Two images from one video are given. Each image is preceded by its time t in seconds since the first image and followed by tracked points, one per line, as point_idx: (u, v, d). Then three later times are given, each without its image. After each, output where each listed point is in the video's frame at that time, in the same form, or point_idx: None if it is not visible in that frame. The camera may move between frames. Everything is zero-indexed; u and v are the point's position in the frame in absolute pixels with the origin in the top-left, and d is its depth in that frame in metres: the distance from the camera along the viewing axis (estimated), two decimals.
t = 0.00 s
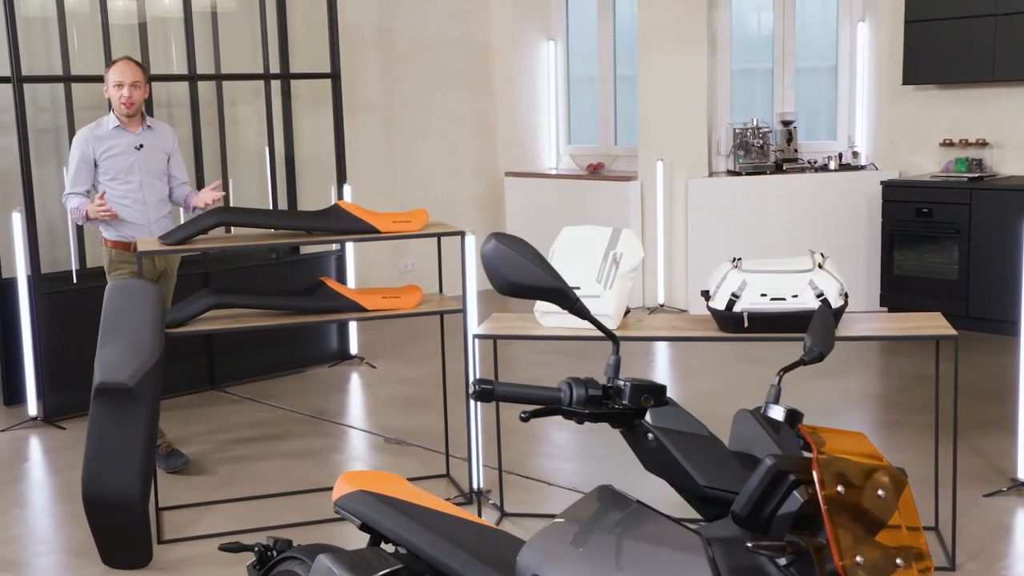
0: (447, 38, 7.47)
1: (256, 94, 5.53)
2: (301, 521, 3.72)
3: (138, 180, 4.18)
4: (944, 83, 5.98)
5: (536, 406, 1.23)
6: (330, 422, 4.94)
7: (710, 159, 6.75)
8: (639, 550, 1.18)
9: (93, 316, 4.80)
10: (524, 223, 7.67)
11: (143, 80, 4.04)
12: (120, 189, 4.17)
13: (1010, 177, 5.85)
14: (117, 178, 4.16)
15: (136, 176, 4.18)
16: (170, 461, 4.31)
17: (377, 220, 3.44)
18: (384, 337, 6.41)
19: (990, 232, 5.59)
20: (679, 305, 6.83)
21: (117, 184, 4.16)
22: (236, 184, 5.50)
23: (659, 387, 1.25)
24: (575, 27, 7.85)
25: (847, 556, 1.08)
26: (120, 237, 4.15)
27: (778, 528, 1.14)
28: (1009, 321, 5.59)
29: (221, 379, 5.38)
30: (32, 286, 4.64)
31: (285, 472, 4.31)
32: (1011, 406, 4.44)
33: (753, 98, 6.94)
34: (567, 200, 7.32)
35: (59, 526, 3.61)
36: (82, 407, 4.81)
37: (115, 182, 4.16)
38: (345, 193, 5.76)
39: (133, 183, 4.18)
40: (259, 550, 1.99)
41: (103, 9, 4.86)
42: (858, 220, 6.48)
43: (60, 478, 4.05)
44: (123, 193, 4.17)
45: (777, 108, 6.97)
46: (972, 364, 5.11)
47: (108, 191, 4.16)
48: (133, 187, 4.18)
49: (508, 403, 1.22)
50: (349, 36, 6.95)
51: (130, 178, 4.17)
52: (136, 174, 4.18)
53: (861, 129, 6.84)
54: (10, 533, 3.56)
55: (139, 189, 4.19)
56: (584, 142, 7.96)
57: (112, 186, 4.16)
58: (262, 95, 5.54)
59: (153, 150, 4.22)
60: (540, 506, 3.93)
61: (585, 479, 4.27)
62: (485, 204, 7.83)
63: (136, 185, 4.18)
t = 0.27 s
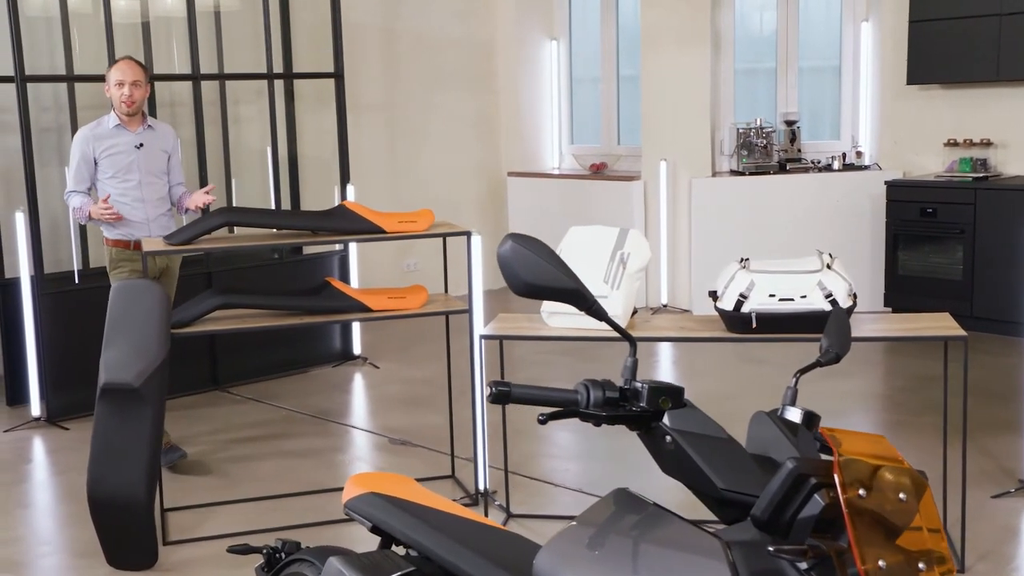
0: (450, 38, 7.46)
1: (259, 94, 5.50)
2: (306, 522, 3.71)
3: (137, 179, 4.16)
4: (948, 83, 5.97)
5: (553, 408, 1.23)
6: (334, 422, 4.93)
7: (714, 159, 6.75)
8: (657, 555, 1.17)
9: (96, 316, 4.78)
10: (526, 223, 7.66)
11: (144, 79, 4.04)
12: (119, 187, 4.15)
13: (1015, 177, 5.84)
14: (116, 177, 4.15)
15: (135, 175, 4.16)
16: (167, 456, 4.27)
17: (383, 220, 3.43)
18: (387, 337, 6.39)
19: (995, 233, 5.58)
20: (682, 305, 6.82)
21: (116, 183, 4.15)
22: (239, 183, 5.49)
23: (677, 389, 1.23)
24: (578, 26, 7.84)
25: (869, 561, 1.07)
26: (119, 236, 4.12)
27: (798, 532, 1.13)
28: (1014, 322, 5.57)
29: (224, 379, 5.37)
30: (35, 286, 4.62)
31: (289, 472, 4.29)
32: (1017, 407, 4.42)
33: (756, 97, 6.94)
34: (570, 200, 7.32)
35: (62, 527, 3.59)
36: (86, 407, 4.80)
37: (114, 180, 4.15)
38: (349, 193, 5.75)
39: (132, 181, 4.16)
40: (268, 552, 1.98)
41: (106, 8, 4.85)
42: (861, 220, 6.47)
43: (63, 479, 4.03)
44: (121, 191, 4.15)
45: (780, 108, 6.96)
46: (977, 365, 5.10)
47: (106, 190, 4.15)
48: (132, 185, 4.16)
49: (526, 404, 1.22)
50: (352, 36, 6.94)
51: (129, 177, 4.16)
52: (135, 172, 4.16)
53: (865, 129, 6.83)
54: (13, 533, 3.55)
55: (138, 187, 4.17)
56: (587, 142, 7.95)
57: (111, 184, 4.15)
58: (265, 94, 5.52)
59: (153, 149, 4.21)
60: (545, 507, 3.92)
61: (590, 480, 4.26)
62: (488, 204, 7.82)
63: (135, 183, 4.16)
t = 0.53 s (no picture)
0: (451, 38, 7.45)
1: (261, 95, 5.50)
2: (310, 524, 3.69)
3: (138, 178, 4.15)
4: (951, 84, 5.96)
5: (570, 411, 1.22)
6: (336, 424, 4.91)
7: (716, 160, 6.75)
8: (674, 561, 1.15)
9: (98, 318, 4.77)
10: (528, 224, 7.65)
11: (147, 78, 4.07)
12: (119, 186, 4.13)
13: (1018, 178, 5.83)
14: (117, 176, 4.13)
15: (136, 174, 4.15)
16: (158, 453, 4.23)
17: (387, 221, 3.40)
18: (390, 338, 6.38)
19: (999, 234, 5.57)
20: (684, 307, 6.81)
21: (117, 181, 4.13)
22: (241, 184, 5.47)
23: (694, 393, 1.22)
24: (580, 27, 7.84)
25: (890, 566, 1.05)
26: (119, 236, 4.09)
27: (819, 537, 1.12)
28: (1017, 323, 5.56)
29: (226, 381, 5.36)
30: (37, 287, 4.61)
31: (292, 474, 4.28)
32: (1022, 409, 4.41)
33: (758, 98, 6.93)
34: (572, 201, 7.30)
35: (65, 530, 3.58)
36: (88, 409, 4.78)
37: (114, 179, 4.13)
38: (351, 194, 5.74)
39: (132, 181, 4.15)
40: (275, 555, 1.96)
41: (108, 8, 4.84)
42: (864, 221, 6.46)
43: (66, 481, 4.02)
44: (121, 190, 4.13)
45: (783, 109, 6.95)
46: (981, 366, 5.09)
47: (105, 188, 4.14)
48: (132, 184, 4.15)
49: (543, 408, 1.21)
50: (353, 36, 6.93)
51: (130, 176, 4.14)
52: (136, 172, 4.15)
53: (867, 130, 6.82)
54: (16, 536, 3.53)
55: (138, 186, 4.16)
56: (589, 143, 7.94)
57: (111, 183, 4.13)
58: (267, 95, 5.51)
59: (155, 150, 4.19)
60: (550, 510, 3.90)
61: (595, 482, 4.24)
62: (490, 204, 7.80)
63: (135, 183, 4.15)
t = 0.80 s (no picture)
0: (452, 39, 7.44)
1: (261, 95, 5.49)
2: (313, 526, 3.68)
3: (139, 178, 4.13)
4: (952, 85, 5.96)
5: (584, 416, 1.21)
6: (338, 425, 4.90)
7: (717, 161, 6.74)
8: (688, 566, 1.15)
9: (100, 319, 4.76)
10: (529, 225, 7.64)
11: (155, 77, 4.08)
12: (121, 184, 4.12)
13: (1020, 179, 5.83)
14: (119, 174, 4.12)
15: (138, 174, 4.13)
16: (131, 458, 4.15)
17: (391, 222, 3.38)
18: (391, 339, 6.37)
19: (1002, 235, 5.56)
20: (686, 308, 6.81)
21: (118, 180, 4.12)
22: (242, 185, 5.46)
23: (708, 396, 1.22)
24: (581, 28, 7.83)
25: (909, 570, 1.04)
26: (115, 234, 4.08)
27: (835, 542, 1.10)
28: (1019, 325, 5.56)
29: (227, 382, 5.35)
30: (38, 288, 4.59)
31: (294, 475, 4.26)
32: None
33: (759, 100, 6.93)
34: (573, 202, 7.30)
35: (66, 532, 3.56)
36: (89, 410, 4.77)
37: (115, 176, 4.12)
38: (352, 195, 5.73)
39: (134, 180, 4.13)
40: (281, 558, 1.94)
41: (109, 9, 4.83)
42: (866, 222, 6.46)
43: (67, 483, 4.00)
44: (124, 188, 4.12)
45: (784, 111, 6.94)
46: (984, 368, 5.08)
47: (107, 185, 4.13)
48: (134, 184, 4.13)
49: (556, 411, 1.20)
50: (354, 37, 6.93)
51: (132, 175, 4.13)
52: (139, 171, 4.14)
53: (869, 132, 6.81)
54: (17, 538, 3.52)
55: (140, 186, 4.14)
56: (590, 144, 7.94)
57: (112, 181, 4.12)
58: (268, 96, 5.50)
59: (160, 151, 4.18)
60: (552, 512, 3.89)
61: (598, 484, 4.23)
62: (490, 205, 7.79)
63: (137, 182, 4.13)
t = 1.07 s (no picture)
0: (453, 40, 7.43)
1: (263, 96, 5.48)
2: (317, 529, 3.67)
3: (140, 179, 4.11)
4: (954, 86, 5.96)
5: (601, 418, 1.20)
6: (340, 426, 4.89)
7: (719, 162, 6.74)
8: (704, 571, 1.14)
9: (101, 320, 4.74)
10: (530, 226, 7.63)
11: (165, 79, 4.10)
12: (121, 183, 4.09)
13: None
14: (120, 173, 4.09)
15: (139, 174, 4.10)
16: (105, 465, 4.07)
17: (396, 223, 3.37)
18: (393, 341, 6.36)
19: (1005, 237, 5.56)
20: (687, 309, 6.80)
21: (120, 179, 4.09)
22: (244, 186, 5.45)
23: (726, 400, 1.21)
24: (582, 28, 7.83)
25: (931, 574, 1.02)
26: (112, 233, 4.07)
27: (856, 547, 1.09)
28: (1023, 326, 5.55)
29: (229, 384, 5.34)
30: (40, 290, 4.58)
31: (297, 477, 4.25)
32: None
33: (762, 100, 6.93)
34: (575, 203, 7.29)
35: (69, 534, 3.55)
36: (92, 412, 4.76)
37: (117, 175, 4.09)
38: (354, 196, 5.72)
39: (134, 180, 4.10)
40: (288, 561, 1.93)
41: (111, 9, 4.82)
42: (868, 224, 6.45)
43: (70, 484, 3.99)
44: (125, 188, 4.09)
45: (786, 111, 6.93)
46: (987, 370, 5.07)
47: (108, 184, 4.10)
48: (134, 184, 4.11)
49: (572, 415, 1.19)
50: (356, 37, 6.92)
51: (133, 175, 4.10)
52: (140, 171, 4.11)
53: (871, 133, 6.80)
54: (19, 541, 3.50)
55: (140, 187, 4.11)
56: (591, 145, 7.93)
57: (113, 179, 4.10)
58: (270, 97, 5.50)
59: (163, 152, 4.16)
60: (557, 514, 3.88)
61: (602, 485, 4.22)
62: (492, 206, 7.79)
63: (137, 183, 4.11)
